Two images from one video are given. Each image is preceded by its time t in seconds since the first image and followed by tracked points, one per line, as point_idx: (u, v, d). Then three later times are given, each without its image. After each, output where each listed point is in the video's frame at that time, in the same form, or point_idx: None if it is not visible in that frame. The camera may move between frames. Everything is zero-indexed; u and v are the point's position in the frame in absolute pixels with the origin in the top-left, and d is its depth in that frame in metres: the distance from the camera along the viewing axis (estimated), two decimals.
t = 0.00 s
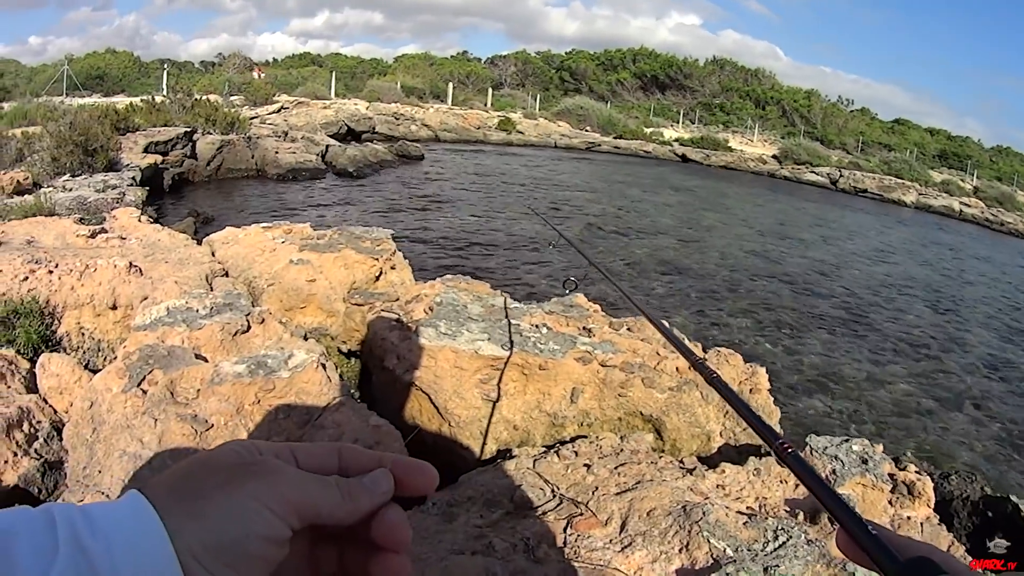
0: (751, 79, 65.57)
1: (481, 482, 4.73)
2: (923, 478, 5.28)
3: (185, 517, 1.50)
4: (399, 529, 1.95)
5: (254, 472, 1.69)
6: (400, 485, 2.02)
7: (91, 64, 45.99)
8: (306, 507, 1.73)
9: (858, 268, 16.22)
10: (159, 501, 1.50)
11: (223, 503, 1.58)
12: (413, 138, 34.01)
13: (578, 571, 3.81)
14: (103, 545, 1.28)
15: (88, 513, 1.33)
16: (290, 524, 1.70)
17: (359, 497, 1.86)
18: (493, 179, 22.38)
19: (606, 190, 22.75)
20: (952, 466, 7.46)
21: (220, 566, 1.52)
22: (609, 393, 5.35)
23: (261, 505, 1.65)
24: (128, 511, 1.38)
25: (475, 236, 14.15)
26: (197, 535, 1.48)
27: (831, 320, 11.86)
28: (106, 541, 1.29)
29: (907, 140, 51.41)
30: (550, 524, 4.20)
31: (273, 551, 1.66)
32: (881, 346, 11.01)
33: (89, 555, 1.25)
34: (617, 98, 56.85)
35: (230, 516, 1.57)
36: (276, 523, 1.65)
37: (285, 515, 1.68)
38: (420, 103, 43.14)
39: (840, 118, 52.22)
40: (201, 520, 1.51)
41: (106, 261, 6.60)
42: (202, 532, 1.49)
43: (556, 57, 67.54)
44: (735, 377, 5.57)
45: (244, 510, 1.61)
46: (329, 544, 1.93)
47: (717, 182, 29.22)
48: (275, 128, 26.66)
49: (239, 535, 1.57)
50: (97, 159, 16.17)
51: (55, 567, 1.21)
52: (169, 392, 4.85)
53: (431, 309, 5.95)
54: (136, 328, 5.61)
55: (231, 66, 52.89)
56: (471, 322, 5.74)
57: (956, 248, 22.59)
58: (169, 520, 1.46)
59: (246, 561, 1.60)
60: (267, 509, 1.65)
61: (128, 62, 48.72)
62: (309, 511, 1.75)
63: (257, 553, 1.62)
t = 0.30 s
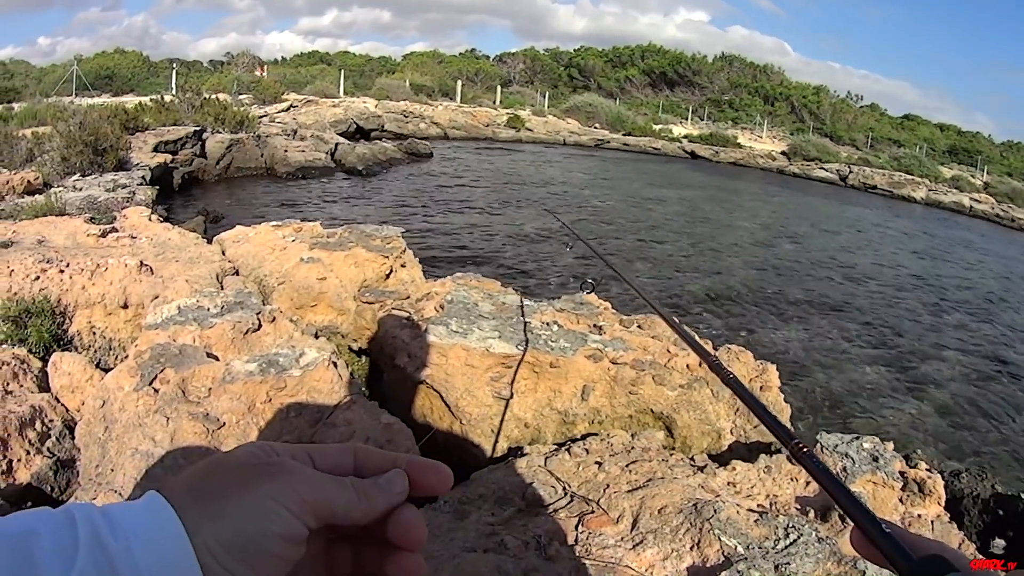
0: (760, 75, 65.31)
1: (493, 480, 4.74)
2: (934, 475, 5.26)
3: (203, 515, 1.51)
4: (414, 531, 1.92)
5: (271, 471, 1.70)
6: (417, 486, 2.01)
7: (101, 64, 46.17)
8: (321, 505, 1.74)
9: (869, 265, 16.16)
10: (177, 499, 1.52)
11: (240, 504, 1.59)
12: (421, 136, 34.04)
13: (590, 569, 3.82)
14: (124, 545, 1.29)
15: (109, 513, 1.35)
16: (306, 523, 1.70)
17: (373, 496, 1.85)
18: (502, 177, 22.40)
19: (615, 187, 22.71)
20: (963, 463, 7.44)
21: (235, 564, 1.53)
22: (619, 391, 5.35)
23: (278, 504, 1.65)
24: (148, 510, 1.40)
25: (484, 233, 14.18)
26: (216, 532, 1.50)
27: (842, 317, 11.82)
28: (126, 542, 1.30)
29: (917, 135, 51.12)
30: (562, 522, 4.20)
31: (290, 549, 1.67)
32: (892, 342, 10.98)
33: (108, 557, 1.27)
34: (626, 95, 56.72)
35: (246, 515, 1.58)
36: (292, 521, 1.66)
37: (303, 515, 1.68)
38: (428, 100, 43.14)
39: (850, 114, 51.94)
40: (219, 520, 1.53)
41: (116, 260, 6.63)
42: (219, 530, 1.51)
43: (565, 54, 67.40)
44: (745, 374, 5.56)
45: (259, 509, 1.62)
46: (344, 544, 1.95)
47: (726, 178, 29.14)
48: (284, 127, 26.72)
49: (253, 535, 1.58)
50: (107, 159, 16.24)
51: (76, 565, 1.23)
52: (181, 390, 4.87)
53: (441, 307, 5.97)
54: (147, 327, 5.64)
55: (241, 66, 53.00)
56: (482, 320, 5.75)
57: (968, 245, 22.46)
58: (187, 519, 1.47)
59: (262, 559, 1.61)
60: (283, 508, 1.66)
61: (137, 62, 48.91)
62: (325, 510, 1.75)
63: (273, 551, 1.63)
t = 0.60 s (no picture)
0: (766, 75, 65.17)
1: (499, 479, 4.76)
2: (939, 476, 5.25)
3: (213, 508, 1.52)
4: (420, 526, 1.93)
5: (279, 466, 1.71)
6: (424, 483, 2.02)
7: (106, 63, 46.21)
8: (329, 498, 1.74)
9: (875, 265, 16.14)
10: (187, 493, 1.53)
11: (250, 499, 1.59)
12: (427, 135, 34.05)
13: (596, 568, 3.83)
14: (134, 539, 1.30)
15: (119, 509, 1.35)
16: (314, 517, 1.71)
17: (380, 490, 1.86)
18: (508, 176, 22.40)
19: (621, 186, 22.68)
20: (969, 464, 7.44)
21: (244, 558, 1.54)
22: (625, 390, 5.35)
23: (286, 498, 1.66)
24: (157, 504, 1.41)
25: (489, 232, 14.19)
26: (225, 525, 1.51)
27: (848, 317, 11.81)
28: (136, 536, 1.30)
29: (923, 136, 50.97)
30: (568, 522, 4.21)
31: (298, 544, 1.68)
32: (898, 343, 10.97)
33: (118, 552, 1.27)
34: (632, 95, 56.63)
35: (256, 509, 1.59)
36: (299, 516, 1.67)
37: (311, 509, 1.69)
38: (434, 100, 43.12)
39: (856, 114, 51.79)
40: (228, 514, 1.53)
41: (123, 259, 6.65)
42: (229, 525, 1.51)
43: (571, 53, 67.27)
44: (751, 374, 5.56)
45: (268, 502, 1.62)
46: (351, 538, 1.96)
47: (732, 179, 29.10)
48: (290, 125, 26.73)
49: (262, 529, 1.59)
50: (113, 158, 16.28)
51: (88, 555, 1.24)
52: (187, 388, 4.88)
53: (448, 306, 5.99)
54: (154, 325, 5.67)
55: (247, 65, 53.00)
56: (488, 319, 5.77)
57: (975, 246, 22.40)
58: (196, 512, 1.48)
59: (271, 553, 1.61)
60: (291, 502, 1.66)
61: (143, 61, 48.92)
62: (333, 504, 1.76)
63: (282, 544, 1.63)
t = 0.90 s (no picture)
0: (767, 74, 65.13)
1: (501, 478, 4.76)
2: (942, 474, 5.24)
3: (217, 518, 1.51)
4: (421, 536, 1.92)
5: (282, 475, 1.71)
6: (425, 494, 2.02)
7: (109, 65, 46.11)
8: (331, 508, 1.75)
9: (877, 264, 16.11)
10: (190, 501, 1.52)
11: (253, 508, 1.59)
12: (428, 135, 34.04)
13: (599, 568, 3.82)
14: (137, 546, 1.30)
15: (123, 517, 1.35)
16: (317, 528, 1.71)
17: (381, 501, 1.86)
18: (510, 176, 22.37)
19: (622, 185, 22.67)
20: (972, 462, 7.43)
21: (247, 566, 1.53)
22: (627, 389, 5.33)
23: (289, 508, 1.66)
24: (162, 512, 1.41)
25: (491, 232, 14.17)
26: (229, 533, 1.50)
27: (850, 316, 11.80)
28: (139, 544, 1.30)
29: (924, 134, 50.92)
30: (570, 521, 4.20)
31: (300, 554, 1.67)
32: (900, 341, 10.95)
33: (122, 559, 1.27)
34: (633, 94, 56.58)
35: (260, 518, 1.59)
36: (301, 525, 1.66)
37: (313, 519, 1.69)
38: (436, 99, 43.09)
39: (857, 113, 51.77)
40: (232, 523, 1.53)
41: (124, 259, 6.66)
42: (232, 534, 1.51)
43: (572, 53, 67.28)
44: (753, 373, 5.54)
45: (271, 513, 1.62)
46: (352, 548, 1.95)
47: (734, 178, 29.06)
48: (291, 125, 26.73)
49: (265, 538, 1.58)
50: (115, 158, 16.28)
51: (92, 562, 1.24)
52: (189, 388, 4.88)
53: (450, 305, 5.98)
54: (155, 325, 5.67)
55: (248, 66, 52.99)
56: (490, 318, 5.75)
57: (977, 244, 22.36)
58: (200, 521, 1.48)
59: (275, 563, 1.61)
60: (294, 512, 1.66)
61: (144, 61, 48.99)
62: (335, 514, 1.76)
63: (285, 554, 1.63)
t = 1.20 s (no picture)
0: (767, 71, 65.02)
1: (502, 476, 4.75)
2: (943, 471, 5.23)
3: (223, 528, 1.51)
4: (426, 547, 1.90)
5: (289, 485, 1.70)
6: (431, 505, 2.00)
7: (109, 65, 46.09)
8: (337, 518, 1.73)
9: (878, 261, 16.08)
10: (197, 510, 1.52)
11: (260, 519, 1.58)
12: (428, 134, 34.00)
13: (600, 566, 3.82)
14: (143, 555, 1.30)
15: (129, 527, 1.35)
16: (324, 538, 1.70)
17: (388, 512, 1.84)
18: (510, 174, 22.33)
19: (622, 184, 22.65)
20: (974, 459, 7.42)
21: None
22: (627, 387, 5.32)
23: (296, 519, 1.65)
24: (168, 521, 1.41)
25: (491, 231, 14.15)
26: (236, 543, 1.50)
27: (851, 313, 11.79)
28: (145, 552, 1.30)
29: (924, 131, 50.85)
30: (571, 520, 4.19)
31: (306, 565, 1.66)
32: (901, 339, 10.94)
33: (127, 568, 1.26)
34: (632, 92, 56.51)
35: (266, 527, 1.58)
36: (307, 536, 1.65)
37: (320, 530, 1.68)
38: (435, 98, 43.05)
39: (856, 110, 51.68)
40: (239, 533, 1.52)
41: (124, 259, 6.66)
42: (239, 543, 1.50)
43: (572, 51, 67.18)
44: (754, 371, 5.53)
45: (278, 522, 1.61)
46: (357, 560, 1.93)
47: (734, 175, 29.03)
48: (291, 125, 26.72)
49: (272, 548, 1.57)
50: (114, 159, 16.29)
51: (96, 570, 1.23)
52: (189, 388, 4.88)
53: (450, 304, 5.99)
54: (156, 325, 5.67)
55: (247, 66, 52.94)
56: (491, 317, 5.75)
57: (977, 241, 22.34)
58: (207, 531, 1.47)
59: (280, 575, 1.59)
60: (301, 522, 1.65)
61: (142, 61, 48.94)
62: (342, 524, 1.75)
63: (291, 565, 1.61)
